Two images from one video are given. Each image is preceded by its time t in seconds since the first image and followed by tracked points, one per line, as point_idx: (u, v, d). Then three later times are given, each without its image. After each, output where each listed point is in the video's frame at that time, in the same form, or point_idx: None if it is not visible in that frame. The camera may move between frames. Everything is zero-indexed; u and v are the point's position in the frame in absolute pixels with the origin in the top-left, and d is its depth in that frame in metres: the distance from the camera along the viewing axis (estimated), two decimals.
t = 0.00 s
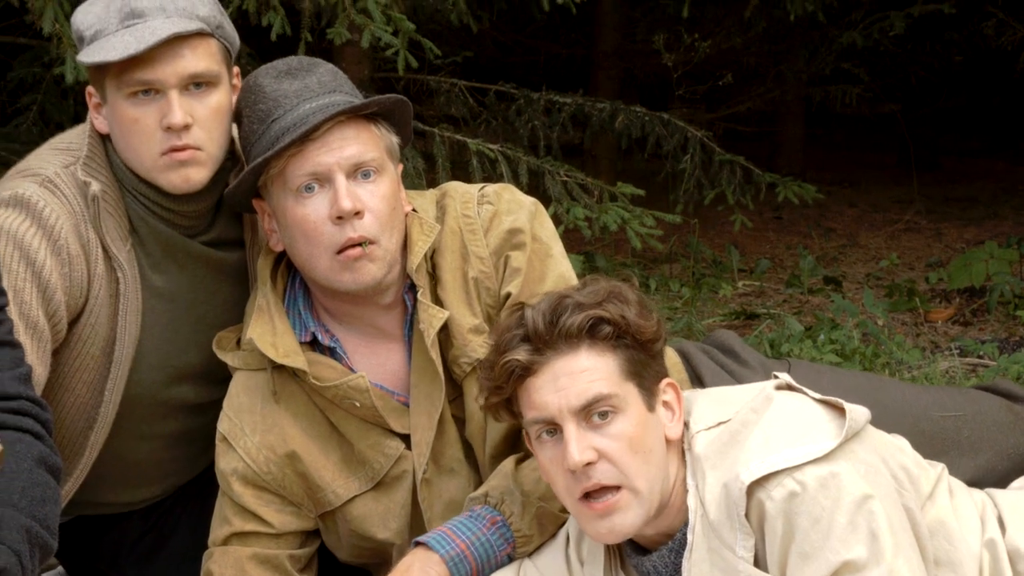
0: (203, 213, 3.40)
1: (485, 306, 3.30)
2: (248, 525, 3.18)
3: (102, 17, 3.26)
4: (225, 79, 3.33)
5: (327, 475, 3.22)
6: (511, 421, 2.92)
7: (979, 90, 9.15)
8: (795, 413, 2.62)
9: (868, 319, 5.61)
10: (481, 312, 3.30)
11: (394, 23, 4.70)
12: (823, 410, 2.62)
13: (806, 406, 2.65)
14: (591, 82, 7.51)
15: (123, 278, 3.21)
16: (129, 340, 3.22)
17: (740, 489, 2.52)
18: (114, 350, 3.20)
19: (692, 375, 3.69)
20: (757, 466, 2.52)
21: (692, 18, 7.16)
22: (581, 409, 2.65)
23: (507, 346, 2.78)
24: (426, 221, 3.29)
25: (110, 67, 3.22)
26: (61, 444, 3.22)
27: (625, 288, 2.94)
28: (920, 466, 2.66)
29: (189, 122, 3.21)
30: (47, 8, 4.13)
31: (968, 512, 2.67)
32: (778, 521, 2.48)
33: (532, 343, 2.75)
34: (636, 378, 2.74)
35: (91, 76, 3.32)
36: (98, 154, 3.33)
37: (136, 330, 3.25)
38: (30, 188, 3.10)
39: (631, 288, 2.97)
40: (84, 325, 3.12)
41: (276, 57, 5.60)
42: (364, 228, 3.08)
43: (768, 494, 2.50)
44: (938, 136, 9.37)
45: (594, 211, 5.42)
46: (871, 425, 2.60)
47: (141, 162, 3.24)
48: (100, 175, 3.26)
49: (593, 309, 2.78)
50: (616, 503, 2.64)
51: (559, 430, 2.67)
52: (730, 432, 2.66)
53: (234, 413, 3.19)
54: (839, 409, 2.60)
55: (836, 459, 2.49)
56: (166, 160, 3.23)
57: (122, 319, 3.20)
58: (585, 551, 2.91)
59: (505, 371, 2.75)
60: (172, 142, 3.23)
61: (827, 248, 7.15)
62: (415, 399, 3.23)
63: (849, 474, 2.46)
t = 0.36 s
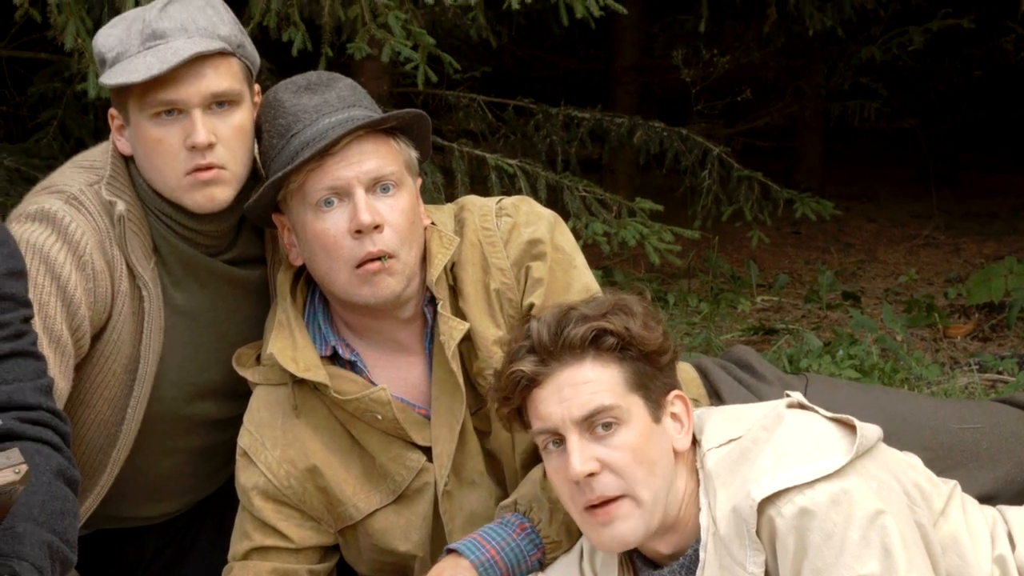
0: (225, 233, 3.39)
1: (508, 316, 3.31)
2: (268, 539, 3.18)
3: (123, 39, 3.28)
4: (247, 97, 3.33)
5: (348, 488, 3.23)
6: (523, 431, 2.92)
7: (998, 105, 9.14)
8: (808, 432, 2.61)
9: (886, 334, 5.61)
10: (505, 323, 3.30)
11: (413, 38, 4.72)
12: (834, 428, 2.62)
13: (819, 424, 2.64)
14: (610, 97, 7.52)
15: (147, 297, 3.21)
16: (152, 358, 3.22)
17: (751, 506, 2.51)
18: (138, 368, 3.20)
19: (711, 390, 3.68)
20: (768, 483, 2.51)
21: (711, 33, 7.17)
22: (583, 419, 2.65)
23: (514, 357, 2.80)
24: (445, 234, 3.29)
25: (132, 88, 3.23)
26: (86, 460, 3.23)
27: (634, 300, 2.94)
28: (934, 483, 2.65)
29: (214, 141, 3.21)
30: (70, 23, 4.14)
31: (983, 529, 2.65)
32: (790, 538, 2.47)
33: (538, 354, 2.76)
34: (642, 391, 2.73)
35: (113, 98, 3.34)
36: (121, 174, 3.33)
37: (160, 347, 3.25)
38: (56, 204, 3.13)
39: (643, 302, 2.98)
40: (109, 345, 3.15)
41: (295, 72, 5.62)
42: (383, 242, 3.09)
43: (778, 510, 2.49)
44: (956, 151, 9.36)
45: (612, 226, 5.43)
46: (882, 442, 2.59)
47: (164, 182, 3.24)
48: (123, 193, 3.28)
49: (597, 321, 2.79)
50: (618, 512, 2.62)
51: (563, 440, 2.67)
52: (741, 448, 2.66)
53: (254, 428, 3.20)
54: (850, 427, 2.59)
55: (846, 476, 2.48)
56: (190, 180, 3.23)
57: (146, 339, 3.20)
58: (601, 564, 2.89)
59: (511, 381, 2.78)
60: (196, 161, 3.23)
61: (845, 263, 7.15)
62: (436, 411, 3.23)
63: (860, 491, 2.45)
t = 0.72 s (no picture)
0: (235, 245, 3.39)
1: (519, 329, 3.31)
2: (280, 553, 3.19)
3: (130, 54, 3.29)
4: (253, 113, 3.34)
5: (360, 502, 3.23)
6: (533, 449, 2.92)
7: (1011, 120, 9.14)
8: (821, 452, 2.59)
9: (899, 349, 5.60)
10: (517, 335, 3.30)
11: (426, 53, 4.73)
12: (845, 446, 2.61)
13: (830, 441, 2.63)
14: (622, 111, 7.53)
15: (159, 310, 3.21)
16: (164, 371, 3.22)
17: (763, 526, 2.51)
18: (150, 381, 3.20)
19: (723, 405, 3.68)
20: (781, 501, 2.51)
21: (723, 48, 7.18)
22: (595, 439, 2.65)
23: (525, 376, 2.80)
24: (456, 249, 3.29)
25: (137, 103, 3.24)
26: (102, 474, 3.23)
27: (645, 319, 2.94)
28: (945, 499, 2.64)
29: (216, 156, 3.22)
30: (85, 38, 4.15)
31: (994, 545, 2.65)
32: (801, 557, 2.47)
33: (549, 374, 2.77)
34: (653, 409, 2.72)
35: (121, 112, 3.34)
36: (130, 188, 3.35)
37: (172, 361, 3.25)
38: (69, 219, 3.14)
39: (654, 321, 2.96)
40: (120, 358, 3.15)
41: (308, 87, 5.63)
42: (394, 257, 3.09)
43: (790, 530, 2.48)
44: (970, 165, 9.36)
45: (625, 241, 5.43)
46: (893, 459, 2.59)
47: (170, 198, 3.25)
48: (134, 208, 3.29)
49: (608, 340, 2.79)
50: (625, 530, 2.61)
51: (575, 460, 2.67)
52: (752, 466, 2.65)
53: (266, 442, 3.19)
54: (861, 444, 2.59)
55: (858, 495, 2.48)
56: (193, 196, 3.23)
57: (157, 351, 3.20)
58: None
59: (523, 401, 2.77)
60: (200, 176, 3.23)
61: (858, 278, 7.15)
62: (447, 424, 3.23)
63: (872, 510, 2.45)
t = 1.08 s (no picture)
0: (251, 259, 3.39)
1: (537, 340, 3.31)
2: (294, 564, 3.16)
3: (150, 69, 3.29)
4: (269, 130, 3.34)
5: (374, 513, 3.22)
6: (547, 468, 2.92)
7: None
8: (835, 465, 2.59)
9: (915, 361, 5.59)
10: (534, 347, 3.31)
11: (441, 65, 4.74)
12: (860, 459, 2.60)
13: (845, 455, 2.63)
14: (637, 123, 7.52)
15: (182, 323, 3.21)
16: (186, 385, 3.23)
17: (779, 541, 2.51)
18: (174, 393, 3.21)
19: (739, 417, 3.67)
20: (797, 516, 2.50)
21: (737, 59, 7.17)
22: (610, 459, 2.65)
23: (537, 398, 2.81)
24: (468, 259, 3.29)
25: (155, 118, 3.24)
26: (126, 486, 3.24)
27: (655, 335, 2.94)
28: (961, 511, 2.63)
29: (231, 172, 3.23)
30: (101, 50, 4.14)
31: (1010, 557, 2.64)
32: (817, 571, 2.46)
33: (561, 395, 2.77)
34: (667, 426, 2.72)
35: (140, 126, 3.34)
36: (148, 201, 3.35)
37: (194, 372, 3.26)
38: (94, 239, 3.13)
39: (664, 337, 2.97)
40: (146, 375, 3.16)
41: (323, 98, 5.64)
42: (407, 269, 3.09)
43: (806, 544, 2.48)
44: (985, 177, 9.35)
45: (640, 252, 5.42)
46: (908, 472, 2.59)
47: (187, 213, 3.25)
48: (155, 221, 3.29)
49: (621, 359, 2.78)
50: (643, 547, 2.60)
51: (590, 479, 2.66)
52: (767, 480, 2.64)
53: (280, 454, 3.18)
54: (876, 458, 2.58)
55: (874, 509, 2.47)
56: (208, 211, 3.24)
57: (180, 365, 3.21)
58: None
59: (536, 423, 2.78)
60: (214, 192, 3.25)
61: (873, 289, 7.14)
62: (461, 435, 3.23)
63: (888, 524, 2.44)
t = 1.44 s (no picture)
0: (270, 280, 3.39)
1: (568, 355, 3.32)
2: None
3: (169, 91, 3.32)
4: (289, 151, 3.34)
5: (397, 526, 3.19)
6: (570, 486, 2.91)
7: None
8: (858, 480, 2.58)
9: (939, 375, 5.58)
10: (564, 361, 3.31)
11: (464, 78, 4.75)
12: (883, 475, 2.59)
13: (868, 470, 2.61)
14: (660, 136, 7.52)
15: (199, 340, 3.21)
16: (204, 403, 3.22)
17: (802, 559, 2.50)
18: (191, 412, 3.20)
19: (763, 432, 3.66)
20: (819, 534, 2.49)
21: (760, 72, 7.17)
22: (633, 475, 2.63)
23: (560, 414, 2.79)
24: (494, 273, 3.27)
25: (174, 143, 3.26)
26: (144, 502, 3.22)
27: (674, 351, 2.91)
28: (985, 526, 2.62)
29: (249, 196, 3.23)
30: (125, 63, 4.16)
31: None
32: None
33: (584, 412, 2.75)
34: (690, 442, 2.71)
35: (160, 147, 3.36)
36: (168, 221, 3.36)
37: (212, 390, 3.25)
38: (111, 255, 3.15)
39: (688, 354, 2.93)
40: (164, 392, 3.15)
41: (347, 112, 5.65)
42: (431, 282, 3.08)
43: (828, 562, 2.48)
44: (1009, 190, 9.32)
45: (663, 265, 5.42)
46: (932, 487, 2.57)
47: (205, 235, 3.25)
48: (174, 242, 3.29)
49: (643, 375, 2.76)
50: (672, 565, 2.61)
51: (613, 496, 2.65)
52: (790, 497, 2.62)
53: (304, 467, 3.17)
54: (899, 474, 2.57)
55: (897, 526, 2.46)
56: (227, 233, 3.24)
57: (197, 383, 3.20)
58: None
59: (558, 439, 2.76)
60: (233, 216, 3.24)
61: (897, 302, 7.13)
62: (485, 448, 3.20)
63: (910, 541, 2.44)
